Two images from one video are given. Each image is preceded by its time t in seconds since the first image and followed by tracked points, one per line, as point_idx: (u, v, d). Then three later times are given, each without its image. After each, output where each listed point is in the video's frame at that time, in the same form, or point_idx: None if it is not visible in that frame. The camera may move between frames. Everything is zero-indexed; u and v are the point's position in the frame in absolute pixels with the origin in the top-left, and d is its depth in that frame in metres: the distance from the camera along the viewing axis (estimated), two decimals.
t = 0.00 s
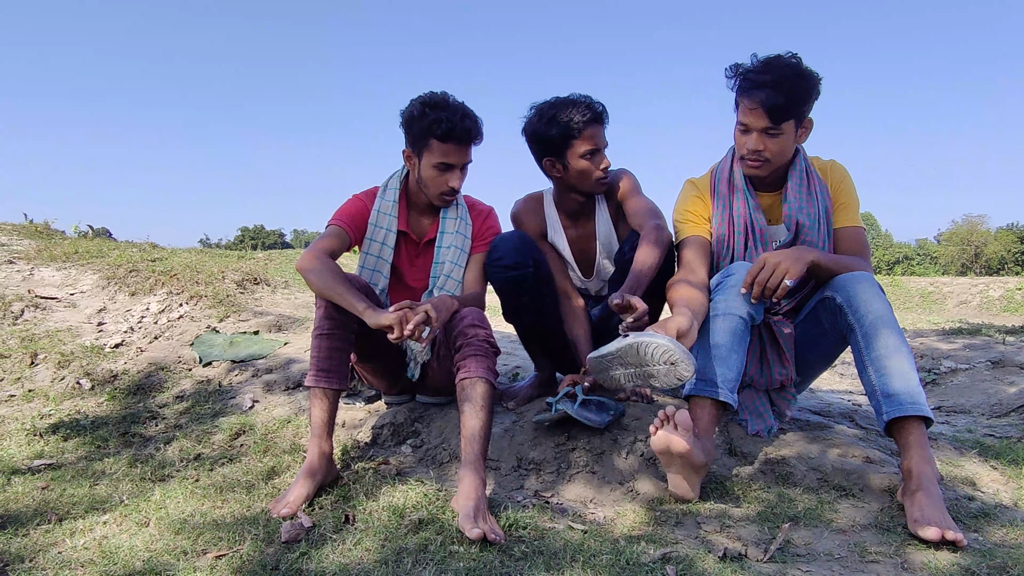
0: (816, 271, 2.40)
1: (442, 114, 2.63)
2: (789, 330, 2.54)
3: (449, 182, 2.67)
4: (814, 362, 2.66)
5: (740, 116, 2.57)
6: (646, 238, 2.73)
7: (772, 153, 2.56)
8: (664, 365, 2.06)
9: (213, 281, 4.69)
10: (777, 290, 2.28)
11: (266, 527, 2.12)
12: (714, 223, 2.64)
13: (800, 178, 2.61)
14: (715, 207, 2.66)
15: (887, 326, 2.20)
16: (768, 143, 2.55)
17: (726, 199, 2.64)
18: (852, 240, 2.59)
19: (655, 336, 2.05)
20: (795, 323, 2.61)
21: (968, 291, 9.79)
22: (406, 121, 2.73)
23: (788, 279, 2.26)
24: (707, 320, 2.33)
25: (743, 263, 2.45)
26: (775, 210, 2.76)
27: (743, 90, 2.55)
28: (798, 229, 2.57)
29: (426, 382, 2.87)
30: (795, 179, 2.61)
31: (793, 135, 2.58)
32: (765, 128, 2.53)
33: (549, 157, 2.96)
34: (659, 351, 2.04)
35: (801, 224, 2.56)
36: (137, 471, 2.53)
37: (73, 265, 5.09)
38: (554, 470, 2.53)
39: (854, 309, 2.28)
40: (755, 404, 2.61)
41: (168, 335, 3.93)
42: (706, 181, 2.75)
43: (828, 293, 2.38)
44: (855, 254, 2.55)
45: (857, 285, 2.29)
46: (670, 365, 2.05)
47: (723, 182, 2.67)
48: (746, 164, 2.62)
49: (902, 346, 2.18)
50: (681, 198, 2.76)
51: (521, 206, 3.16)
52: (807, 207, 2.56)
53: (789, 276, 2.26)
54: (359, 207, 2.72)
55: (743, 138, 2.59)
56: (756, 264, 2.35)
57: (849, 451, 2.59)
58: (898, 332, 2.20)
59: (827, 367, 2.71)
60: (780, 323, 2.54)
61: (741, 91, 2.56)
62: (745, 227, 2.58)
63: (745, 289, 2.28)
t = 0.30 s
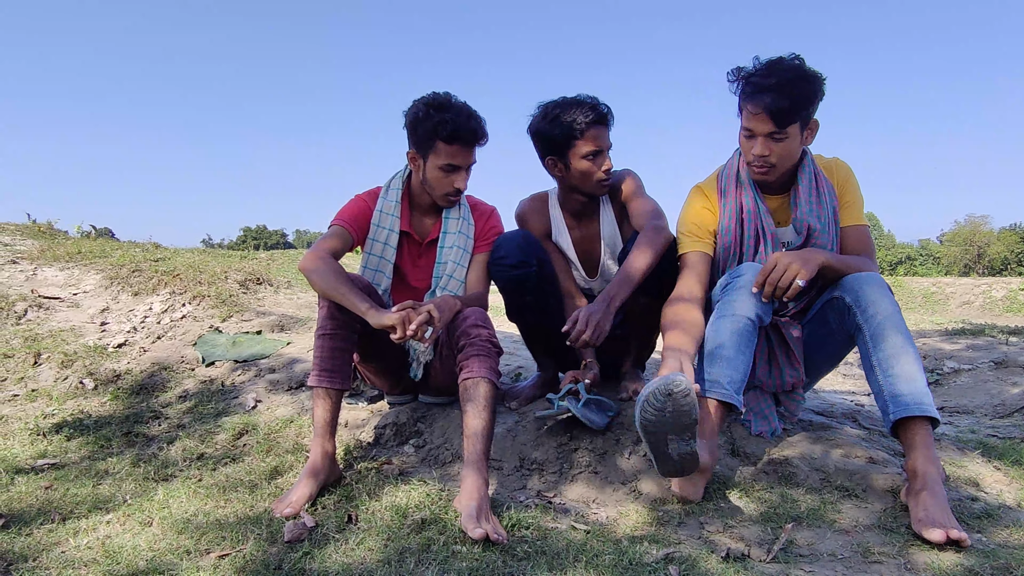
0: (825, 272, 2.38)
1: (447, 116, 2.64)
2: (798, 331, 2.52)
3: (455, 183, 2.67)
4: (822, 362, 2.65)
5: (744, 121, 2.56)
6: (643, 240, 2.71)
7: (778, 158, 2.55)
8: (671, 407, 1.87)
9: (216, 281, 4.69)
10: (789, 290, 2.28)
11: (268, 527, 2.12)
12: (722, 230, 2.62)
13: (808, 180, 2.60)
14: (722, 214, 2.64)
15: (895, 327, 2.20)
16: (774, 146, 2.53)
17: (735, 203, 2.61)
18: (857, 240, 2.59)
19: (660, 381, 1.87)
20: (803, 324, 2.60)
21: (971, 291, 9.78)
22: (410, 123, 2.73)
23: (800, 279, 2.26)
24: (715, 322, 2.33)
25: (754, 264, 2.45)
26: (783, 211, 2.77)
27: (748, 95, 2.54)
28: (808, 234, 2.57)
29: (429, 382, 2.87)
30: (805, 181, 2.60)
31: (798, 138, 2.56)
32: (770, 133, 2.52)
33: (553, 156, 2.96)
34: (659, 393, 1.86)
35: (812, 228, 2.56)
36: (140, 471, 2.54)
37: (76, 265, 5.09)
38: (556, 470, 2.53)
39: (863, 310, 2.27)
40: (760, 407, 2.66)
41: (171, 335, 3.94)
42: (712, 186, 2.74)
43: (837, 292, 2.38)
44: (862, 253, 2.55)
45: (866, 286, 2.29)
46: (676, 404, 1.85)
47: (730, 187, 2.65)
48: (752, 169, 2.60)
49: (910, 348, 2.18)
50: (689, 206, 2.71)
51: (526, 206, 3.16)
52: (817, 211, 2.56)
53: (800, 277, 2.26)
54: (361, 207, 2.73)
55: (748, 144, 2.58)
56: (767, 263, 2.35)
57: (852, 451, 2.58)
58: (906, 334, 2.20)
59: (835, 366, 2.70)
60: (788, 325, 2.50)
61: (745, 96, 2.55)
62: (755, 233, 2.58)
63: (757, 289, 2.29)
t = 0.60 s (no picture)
0: (829, 272, 2.39)
1: (454, 119, 2.64)
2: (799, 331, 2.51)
3: (461, 185, 2.68)
4: (826, 362, 2.65)
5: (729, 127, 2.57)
6: (644, 235, 2.73)
7: (767, 161, 2.54)
8: (677, 434, 1.88)
9: (219, 281, 4.70)
10: (790, 289, 2.29)
11: (272, 527, 2.13)
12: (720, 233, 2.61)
13: (807, 181, 2.59)
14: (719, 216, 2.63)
15: (898, 327, 2.20)
16: (761, 150, 2.53)
17: (734, 205, 2.61)
18: (859, 240, 2.59)
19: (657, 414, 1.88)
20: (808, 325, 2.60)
21: (974, 292, 9.77)
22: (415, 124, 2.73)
23: (803, 278, 2.27)
24: (717, 321, 2.33)
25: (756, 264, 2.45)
26: (785, 212, 2.76)
27: (730, 101, 2.54)
28: (811, 234, 2.56)
29: (432, 382, 2.88)
30: (803, 181, 2.59)
31: (786, 138, 2.55)
32: (755, 136, 2.52)
33: (559, 154, 2.97)
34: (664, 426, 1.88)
35: (815, 230, 2.55)
36: (144, 470, 2.54)
37: (79, 265, 5.10)
38: (559, 470, 2.53)
39: (866, 309, 2.27)
40: (762, 406, 2.69)
41: (175, 335, 3.94)
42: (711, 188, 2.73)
43: (841, 292, 2.38)
44: (865, 254, 2.55)
45: (869, 286, 2.29)
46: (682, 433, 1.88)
47: (729, 191, 2.64)
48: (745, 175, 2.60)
49: (912, 348, 2.18)
50: (688, 207, 2.70)
51: (530, 206, 3.17)
52: (818, 212, 2.56)
53: (802, 276, 2.27)
54: (366, 207, 2.72)
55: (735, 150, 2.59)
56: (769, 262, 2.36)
57: (856, 452, 2.58)
58: (908, 334, 2.20)
59: (839, 366, 2.69)
60: (792, 325, 2.51)
61: (727, 103, 2.56)
62: (757, 234, 2.59)
63: (758, 287, 2.30)
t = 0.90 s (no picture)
0: (838, 275, 2.40)
1: (432, 121, 2.62)
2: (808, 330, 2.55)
3: (440, 189, 2.66)
4: (832, 363, 2.64)
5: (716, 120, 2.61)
6: (642, 234, 2.74)
7: (755, 150, 2.56)
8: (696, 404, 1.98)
9: (221, 281, 4.70)
10: (804, 295, 2.27)
11: (274, 526, 2.13)
12: (722, 234, 2.60)
13: (801, 177, 2.60)
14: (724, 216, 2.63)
15: (905, 328, 2.20)
16: (748, 139, 2.55)
17: (736, 206, 2.62)
18: (860, 240, 2.59)
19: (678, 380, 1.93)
20: (813, 325, 2.61)
21: (976, 292, 9.75)
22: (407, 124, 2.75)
23: (816, 284, 2.26)
24: (725, 323, 2.33)
25: (767, 266, 2.44)
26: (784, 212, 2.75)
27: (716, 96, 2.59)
28: (807, 231, 2.56)
29: (434, 382, 2.88)
30: (797, 179, 2.60)
31: (774, 127, 2.57)
32: (740, 126, 2.55)
33: (561, 154, 2.97)
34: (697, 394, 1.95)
35: (810, 225, 2.54)
36: (147, 470, 2.54)
37: (82, 265, 5.10)
38: (561, 470, 2.53)
39: (873, 310, 2.27)
40: (766, 407, 2.65)
41: (177, 335, 3.94)
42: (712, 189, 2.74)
43: (848, 293, 2.37)
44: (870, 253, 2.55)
45: (877, 287, 2.29)
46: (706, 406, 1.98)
47: (729, 190, 2.65)
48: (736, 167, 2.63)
49: (919, 349, 2.18)
50: (689, 210, 2.70)
51: (534, 206, 3.17)
52: (813, 208, 2.55)
53: (815, 282, 2.26)
54: (367, 207, 2.73)
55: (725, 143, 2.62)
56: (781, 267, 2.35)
57: (859, 453, 2.58)
58: (916, 336, 2.19)
59: (844, 367, 2.68)
60: (799, 326, 2.54)
61: (713, 99, 2.60)
62: (758, 234, 2.58)
63: (771, 293, 2.29)
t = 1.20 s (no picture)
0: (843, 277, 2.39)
1: (413, 127, 2.59)
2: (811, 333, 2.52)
3: (422, 195, 2.63)
4: (836, 363, 2.64)
5: (717, 112, 2.62)
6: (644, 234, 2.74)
7: (754, 142, 2.57)
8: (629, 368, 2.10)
9: (224, 281, 4.70)
10: (809, 298, 2.26)
11: (276, 526, 2.13)
12: (724, 232, 2.60)
13: (801, 176, 2.61)
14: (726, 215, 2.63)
15: (910, 327, 2.20)
16: (746, 130, 2.57)
17: (738, 206, 2.61)
18: (862, 240, 2.58)
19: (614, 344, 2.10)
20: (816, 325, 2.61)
21: (979, 293, 9.74)
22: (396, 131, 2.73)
23: (820, 288, 2.24)
24: (726, 323, 2.33)
25: (770, 266, 2.43)
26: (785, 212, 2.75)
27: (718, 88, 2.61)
28: (807, 229, 2.55)
29: (436, 382, 2.88)
30: (797, 177, 2.61)
31: (774, 122, 2.57)
32: (740, 118, 2.56)
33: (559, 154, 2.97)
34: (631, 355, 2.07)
35: (809, 224, 2.54)
36: (150, 470, 2.54)
37: (84, 265, 5.11)
38: (564, 470, 2.53)
39: (878, 310, 2.27)
40: (769, 407, 2.69)
41: (180, 335, 3.95)
42: (714, 190, 2.73)
43: (853, 293, 2.37)
44: (873, 254, 2.54)
45: (882, 287, 2.29)
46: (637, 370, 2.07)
47: (731, 189, 2.65)
48: (734, 160, 2.64)
49: (924, 349, 2.18)
50: (692, 209, 2.70)
51: (535, 208, 3.18)
52: (814, 207, 2.55)
53: (819, 285, 2.25)
54: (364, 211, 2.73)
55: (725, 135, 2.64)
56: (786, 269, 2.34)
57: (861, 453, 2.57)
58: (921, 336, 2.19)
59: (847, 367, 2.68)
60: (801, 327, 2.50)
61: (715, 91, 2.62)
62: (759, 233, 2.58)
63: (775, 297, 2.28)
